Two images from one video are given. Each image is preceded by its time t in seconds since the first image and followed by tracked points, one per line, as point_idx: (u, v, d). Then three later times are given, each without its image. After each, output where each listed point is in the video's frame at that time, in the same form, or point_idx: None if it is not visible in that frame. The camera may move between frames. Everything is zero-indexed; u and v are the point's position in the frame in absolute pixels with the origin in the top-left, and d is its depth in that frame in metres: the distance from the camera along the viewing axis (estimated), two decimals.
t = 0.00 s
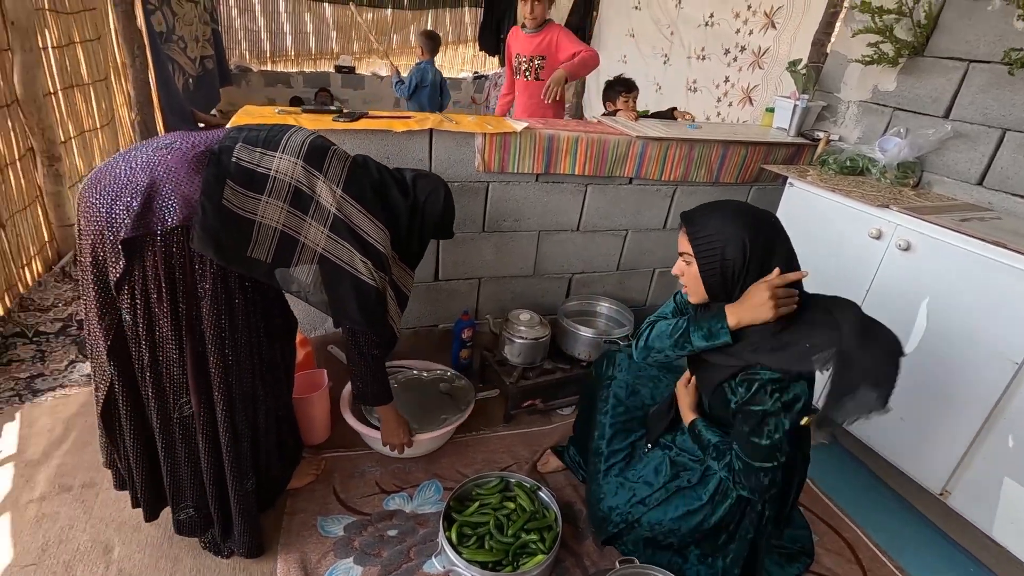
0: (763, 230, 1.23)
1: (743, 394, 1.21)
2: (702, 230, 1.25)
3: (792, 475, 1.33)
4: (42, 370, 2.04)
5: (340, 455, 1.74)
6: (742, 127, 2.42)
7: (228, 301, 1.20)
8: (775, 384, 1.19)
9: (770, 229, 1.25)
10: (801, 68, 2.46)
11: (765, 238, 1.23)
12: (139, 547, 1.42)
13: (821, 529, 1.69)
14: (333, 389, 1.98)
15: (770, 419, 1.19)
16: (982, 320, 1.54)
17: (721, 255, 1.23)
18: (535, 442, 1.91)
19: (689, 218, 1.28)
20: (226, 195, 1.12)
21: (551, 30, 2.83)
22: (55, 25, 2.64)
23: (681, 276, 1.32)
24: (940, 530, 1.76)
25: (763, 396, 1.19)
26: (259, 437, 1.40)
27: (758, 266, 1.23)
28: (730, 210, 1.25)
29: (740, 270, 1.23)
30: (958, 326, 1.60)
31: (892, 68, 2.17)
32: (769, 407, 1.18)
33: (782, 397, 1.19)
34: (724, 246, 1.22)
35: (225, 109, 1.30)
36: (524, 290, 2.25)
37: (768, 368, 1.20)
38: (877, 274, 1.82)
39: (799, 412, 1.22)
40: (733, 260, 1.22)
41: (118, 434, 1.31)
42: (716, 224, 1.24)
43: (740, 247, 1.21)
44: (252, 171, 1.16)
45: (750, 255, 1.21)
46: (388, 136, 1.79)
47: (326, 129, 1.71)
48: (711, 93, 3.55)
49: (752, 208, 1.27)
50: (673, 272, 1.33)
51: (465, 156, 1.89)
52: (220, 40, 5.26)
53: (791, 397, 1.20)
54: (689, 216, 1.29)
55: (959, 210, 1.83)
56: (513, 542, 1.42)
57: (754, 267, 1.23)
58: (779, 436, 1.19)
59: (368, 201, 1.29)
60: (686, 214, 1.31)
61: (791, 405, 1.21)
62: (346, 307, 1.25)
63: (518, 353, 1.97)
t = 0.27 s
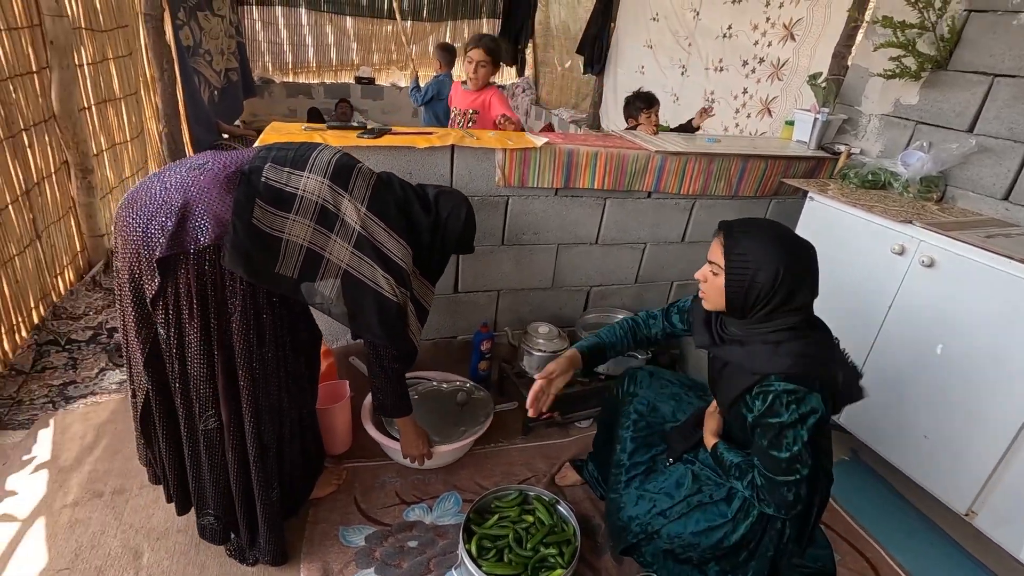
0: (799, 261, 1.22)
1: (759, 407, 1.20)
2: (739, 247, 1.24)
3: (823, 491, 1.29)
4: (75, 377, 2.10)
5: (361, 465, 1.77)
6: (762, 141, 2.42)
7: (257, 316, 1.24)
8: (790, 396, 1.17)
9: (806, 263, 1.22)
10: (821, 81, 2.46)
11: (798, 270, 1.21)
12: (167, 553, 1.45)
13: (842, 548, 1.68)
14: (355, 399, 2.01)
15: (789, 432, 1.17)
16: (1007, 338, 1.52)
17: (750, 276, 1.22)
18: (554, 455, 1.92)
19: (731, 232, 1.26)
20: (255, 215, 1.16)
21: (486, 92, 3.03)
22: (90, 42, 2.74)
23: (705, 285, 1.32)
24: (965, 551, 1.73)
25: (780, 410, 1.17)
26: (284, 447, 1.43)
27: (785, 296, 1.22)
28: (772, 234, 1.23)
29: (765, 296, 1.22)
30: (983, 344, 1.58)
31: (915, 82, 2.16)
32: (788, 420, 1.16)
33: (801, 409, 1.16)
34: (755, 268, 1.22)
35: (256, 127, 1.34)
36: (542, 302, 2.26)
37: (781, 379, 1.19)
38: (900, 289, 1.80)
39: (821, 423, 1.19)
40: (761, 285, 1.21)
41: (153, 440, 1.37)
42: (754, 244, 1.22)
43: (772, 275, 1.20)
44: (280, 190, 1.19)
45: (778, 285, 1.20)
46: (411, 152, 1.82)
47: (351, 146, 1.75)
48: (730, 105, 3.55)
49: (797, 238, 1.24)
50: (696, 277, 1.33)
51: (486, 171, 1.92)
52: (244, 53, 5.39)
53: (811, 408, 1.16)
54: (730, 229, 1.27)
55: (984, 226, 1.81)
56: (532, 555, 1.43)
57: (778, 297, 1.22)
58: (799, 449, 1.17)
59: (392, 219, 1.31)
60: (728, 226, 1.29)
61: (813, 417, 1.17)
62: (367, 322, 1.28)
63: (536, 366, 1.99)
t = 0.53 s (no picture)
0: (818, 288, 1.22)
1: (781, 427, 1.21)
2: (759, 270, 1.24)
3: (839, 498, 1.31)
4: (94, 383, 2.14)
5: (375, 473, 1.80)
6: (771, 151, 2.43)
7: (273, 333, 1.26)
8: (811, 413, 1.19)
9: (824, 290, 1.23)
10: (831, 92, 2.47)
11: (817, 298, 1.22)
12: (186, 559, 1.48)
13: (853, 559, 1.68)
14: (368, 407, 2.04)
15: (813, 450, 1.18)
16: (1019, 350, 1.53)
17: (768, 300, 1.23)
18: (564, 463, 1.93)
19: (753, 252, 1.26)
20: (276, 240, 1.19)
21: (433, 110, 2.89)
22: (110, 54, 2.80)
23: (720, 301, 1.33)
24: (978, 563, 1.73)
25: (804, 429, 1.18)
26: (299, 459, 1.46)
27: (801, 321, 1.23)
28: (793, 259, 1.23)
29: (781, 320, 1.24)
30: (995, 357, 1.58)
31: (926, 93, 2.16)
32: (813, 439, 1.18)
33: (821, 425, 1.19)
34: (774, 293, 1.22)
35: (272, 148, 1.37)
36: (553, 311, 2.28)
37: (801, 399, 1.21)
38: (911, 301, 1.80)
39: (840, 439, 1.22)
40: (780, 309, 1.22)
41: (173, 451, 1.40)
42: (775, 269, 1.23)
43: (790, 301, 1.21)
44: (298, 215, 1.22)
45: (796, 311, 1.22)
46: (425, 164, 1.85)
47: (366, 158, 1.78)
48: (739, 113, 3.56)
49: (817, 264, 1.25)
50: (711, 291, 1.34)
51: (498, 183, 1.95)
52: (258, 61, 5.47)
53: (832, 424, 1.19)
54: (751, 249, 1.27)
55: (996, 238, 1.82)
56: (544, 564, 1.45)
57: (794, 322, 1.23)
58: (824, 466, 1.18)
59: (405, 239, 1.34)
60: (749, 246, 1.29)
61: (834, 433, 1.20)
62: (386, 340, 1.32)
63: (547, 375, 2.00)
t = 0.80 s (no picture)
0: (819, 303, 1.26)
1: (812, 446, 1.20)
2: (761, 299, 1.27)
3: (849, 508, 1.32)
4: (112, 390, 2.18)
5: (386, 481, 1.82)
6: (781, 162, 2.44)
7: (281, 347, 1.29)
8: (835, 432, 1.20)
9: (825, 302, 1.28)
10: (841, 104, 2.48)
11: (821, 313, 1.26)
12: (201, 565, 1.50)
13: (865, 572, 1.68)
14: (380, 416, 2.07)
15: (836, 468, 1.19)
16: None
17: (778, 326, 1.26)
18: (575, 473, 1.94)
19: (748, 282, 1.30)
20: (286, 256, 1.23)
21: (378, 122, 2.93)
22: (129, 66, 2.86)
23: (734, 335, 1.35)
24: None
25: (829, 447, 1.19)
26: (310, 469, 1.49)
27: (812, 339, 1.27)
28: (788, 280, 1.28)
29: (795, 342, 1.27)
30: (1006, 371, 1.58)
31: (936, 105, 2.16)
32: (837, 457, 1.18)
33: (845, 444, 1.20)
34: (782, 318, 1.25)
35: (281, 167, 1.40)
36: (563, 321, 2.30)
37: (824, 417, 1.22)
38: (922, 314, 1.80)
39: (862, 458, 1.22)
40: (793, 329, 1.25)
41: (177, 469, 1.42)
42: (777, 294, 1.26)
43: (798, 317, 1.24)
44: (305, 233, 1.25)
45: (807, 330, 1.25)
46: (438, 176, 1.88)
47: (380, 171, 1.81)
48: (749, 123, 3.56)
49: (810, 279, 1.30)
50: (721, 332, 1.36)
51: (510, 194, 1.97)
52: (271, 70, 5.56)
53: (856, 441, 1.19)
54: (746, 281, 1.31)
55: (1008, 251, 1.82)
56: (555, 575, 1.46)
57: (807, 341, 1.27)
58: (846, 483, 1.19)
59: (411, 252, 1.35)
60: (743, 277, 1.33)
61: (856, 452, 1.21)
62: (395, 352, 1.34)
63: (558, 385, 2.01)
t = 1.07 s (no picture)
0: (770, 330, 1.34)
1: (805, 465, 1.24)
2: (715, 335, 1.35)
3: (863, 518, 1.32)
4: (124, 397, 2.21)
5: (394, 490, 1.82)
6: (791, 173, 2.44)
7: (280, 348, 1.30)
8: (822, 444, 1.24)
9: (776, 326, 1.35)
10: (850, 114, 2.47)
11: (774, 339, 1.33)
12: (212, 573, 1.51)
13: None
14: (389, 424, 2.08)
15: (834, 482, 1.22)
16: None
17: (734, 361, 1.34)
18: (583, 483, 1.94)
19: (700, 319, 1.38)
20: (278, 249, 1.20)
21: (328, 124, 2.96)
22: (144, 76, 2.91)
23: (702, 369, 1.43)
24: None
25: (822, 462, 1.23)
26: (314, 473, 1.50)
27: (769, 365, 1.34)
28: (737, 311, 1.35)
29: (755, 370, 1.34)
30: (1017, 385, 1.57)
31: (947, 117, 2.16)
32: (831, 471, 1.22)
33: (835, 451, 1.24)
34: (737, 352, 1.33)
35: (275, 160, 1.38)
36: (571, 330, 2.31)
37: (812, 432, 1.26)
38: (933, 327, 1.79)
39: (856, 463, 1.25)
40: (754, 357, 1.33)
41: (177, 474, 1.43)
42: (728, 329, 1.34)
43: (754, 345, 1.32)
44: (294, 222, 1.21)
45: (761, 358, 1.33)
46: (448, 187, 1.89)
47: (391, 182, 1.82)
48: (757, 131, 3.56)
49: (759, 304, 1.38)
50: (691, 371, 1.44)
51: (520, 204, 1.98)
52: (281, 79, 5.62)
53: (846, 449, 1.23)
54: (699, 317, 1.39)
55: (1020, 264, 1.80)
56: None
57: (764, 366, 1.34)
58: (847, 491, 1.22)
59: (408, 232, 1.26)
60: (696, 314, 1.41)
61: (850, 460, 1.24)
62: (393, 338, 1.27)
63: (566, 395, 2.03)
